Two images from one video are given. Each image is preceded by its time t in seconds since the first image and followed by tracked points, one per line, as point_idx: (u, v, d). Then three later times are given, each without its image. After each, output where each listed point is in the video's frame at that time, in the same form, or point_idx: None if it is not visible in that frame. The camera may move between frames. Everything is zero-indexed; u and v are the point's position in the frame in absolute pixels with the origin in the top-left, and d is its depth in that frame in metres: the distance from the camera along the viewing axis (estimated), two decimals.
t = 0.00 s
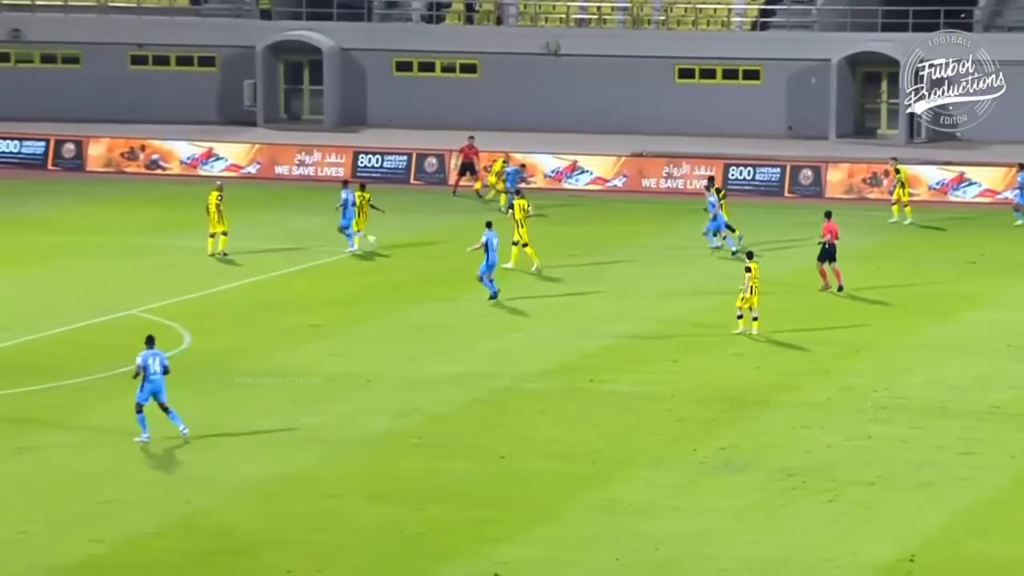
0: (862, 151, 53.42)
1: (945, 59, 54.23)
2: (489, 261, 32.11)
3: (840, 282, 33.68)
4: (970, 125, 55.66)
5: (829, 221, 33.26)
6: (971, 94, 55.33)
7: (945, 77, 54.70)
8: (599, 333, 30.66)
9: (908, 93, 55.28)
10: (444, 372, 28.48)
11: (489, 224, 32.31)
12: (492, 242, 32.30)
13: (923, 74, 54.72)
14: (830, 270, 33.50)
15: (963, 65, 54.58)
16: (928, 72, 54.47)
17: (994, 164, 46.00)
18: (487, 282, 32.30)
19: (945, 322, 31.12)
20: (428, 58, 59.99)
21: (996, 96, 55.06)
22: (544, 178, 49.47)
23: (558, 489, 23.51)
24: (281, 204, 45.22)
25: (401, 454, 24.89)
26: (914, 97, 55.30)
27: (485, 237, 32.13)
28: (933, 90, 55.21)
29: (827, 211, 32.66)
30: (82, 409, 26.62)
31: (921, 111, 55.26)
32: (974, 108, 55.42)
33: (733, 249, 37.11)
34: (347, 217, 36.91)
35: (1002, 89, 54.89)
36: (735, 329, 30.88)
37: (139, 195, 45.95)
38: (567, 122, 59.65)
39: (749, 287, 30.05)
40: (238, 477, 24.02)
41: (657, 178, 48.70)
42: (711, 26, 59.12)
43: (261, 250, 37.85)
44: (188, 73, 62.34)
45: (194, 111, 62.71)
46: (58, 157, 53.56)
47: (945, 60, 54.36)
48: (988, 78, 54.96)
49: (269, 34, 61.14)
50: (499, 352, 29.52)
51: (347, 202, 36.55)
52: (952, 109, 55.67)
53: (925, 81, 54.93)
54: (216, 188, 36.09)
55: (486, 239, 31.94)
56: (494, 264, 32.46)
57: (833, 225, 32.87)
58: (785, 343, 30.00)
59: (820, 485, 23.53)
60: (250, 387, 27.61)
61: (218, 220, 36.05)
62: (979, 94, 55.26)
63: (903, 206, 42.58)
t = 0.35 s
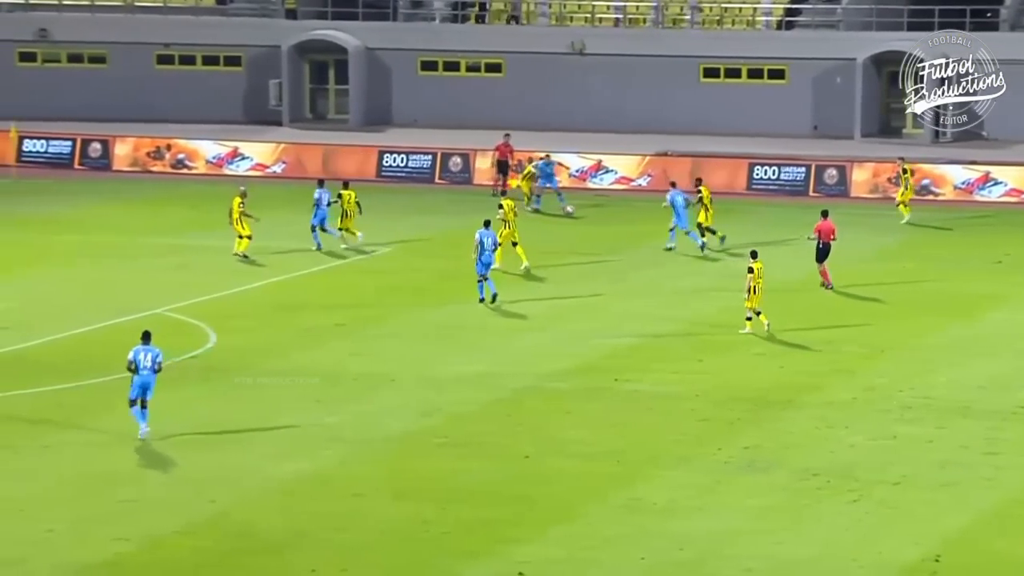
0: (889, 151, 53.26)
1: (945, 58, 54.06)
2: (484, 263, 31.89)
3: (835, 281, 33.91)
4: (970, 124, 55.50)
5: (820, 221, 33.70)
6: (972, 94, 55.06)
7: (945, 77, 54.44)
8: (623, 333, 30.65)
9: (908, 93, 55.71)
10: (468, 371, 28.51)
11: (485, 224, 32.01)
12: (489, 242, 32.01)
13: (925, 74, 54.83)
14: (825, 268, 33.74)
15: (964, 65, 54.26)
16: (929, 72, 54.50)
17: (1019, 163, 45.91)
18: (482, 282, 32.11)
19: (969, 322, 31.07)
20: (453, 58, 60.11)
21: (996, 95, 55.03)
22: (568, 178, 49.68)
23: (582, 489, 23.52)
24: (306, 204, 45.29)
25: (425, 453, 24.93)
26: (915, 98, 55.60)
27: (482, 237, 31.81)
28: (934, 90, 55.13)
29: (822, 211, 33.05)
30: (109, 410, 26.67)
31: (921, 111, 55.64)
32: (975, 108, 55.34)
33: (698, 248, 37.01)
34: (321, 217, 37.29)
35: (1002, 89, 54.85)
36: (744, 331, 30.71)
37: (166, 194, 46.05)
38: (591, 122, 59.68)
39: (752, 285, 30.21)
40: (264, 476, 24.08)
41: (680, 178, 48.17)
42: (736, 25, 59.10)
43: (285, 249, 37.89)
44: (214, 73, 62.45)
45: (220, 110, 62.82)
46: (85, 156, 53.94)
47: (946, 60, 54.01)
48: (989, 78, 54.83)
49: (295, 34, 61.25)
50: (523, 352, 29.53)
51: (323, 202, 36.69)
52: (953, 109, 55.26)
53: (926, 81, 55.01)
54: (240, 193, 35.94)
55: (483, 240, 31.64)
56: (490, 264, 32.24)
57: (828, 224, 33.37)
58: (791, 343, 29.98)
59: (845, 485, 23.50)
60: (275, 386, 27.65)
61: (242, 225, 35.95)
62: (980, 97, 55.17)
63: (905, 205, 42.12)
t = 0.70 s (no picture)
0: (918, 151, 53.22)
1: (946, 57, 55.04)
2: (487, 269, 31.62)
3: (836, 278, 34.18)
4: (969, 125, 55.41)
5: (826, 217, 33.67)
6: (971, 94, 55.31)
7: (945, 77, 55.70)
8: (651, 332, 30.68)
9: (909, 94, 56.74)
10: (497, 370, 28.57)
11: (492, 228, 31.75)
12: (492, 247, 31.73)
13: (923, 73, 56.53)
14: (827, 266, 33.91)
15: (964, 65, 54.46)
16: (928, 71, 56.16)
17: None
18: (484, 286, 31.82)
19: (997, 322, 31.03)
20: (483, 58, 60.29)
21: (995, 96, 55.29)
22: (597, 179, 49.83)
23: (611, 489, 23.55)
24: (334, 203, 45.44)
25: (455, 452, 25.00)
26: (914, 97, 56.79)
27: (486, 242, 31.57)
28: (933, 90, 56.53)
29: (827, 208, 33.09)
30: (140, 410, 26.77)
31: (921, 111, 56.71)
32: (974, 108, 55.37)
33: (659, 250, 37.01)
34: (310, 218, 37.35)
35: (1002, 89, 55.14)
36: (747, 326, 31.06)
37: (196, 194, 46.24)
38: (619, 123, 59.90)
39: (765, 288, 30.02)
40: (294, 475, 24.17)
41: (709, 177, 48.61)
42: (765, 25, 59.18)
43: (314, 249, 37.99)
44: (245, 73, 62.68)
45: (250, 110, 63.05)
46: (116, 156, 54.14)
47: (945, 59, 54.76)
48: (988, 78, 55.04)
49: (326, 34, 61.39)
50: (551, 352, 29.59)
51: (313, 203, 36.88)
52: (953, 109, 55.69)
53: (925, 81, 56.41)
54: (264, 195, 35.79)
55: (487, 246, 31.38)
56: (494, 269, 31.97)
57: (832, 222, 33.37)
58: (793, 338, 30.26)
59: (873, 485, 23.50)
60: (305, 386, 27.74)
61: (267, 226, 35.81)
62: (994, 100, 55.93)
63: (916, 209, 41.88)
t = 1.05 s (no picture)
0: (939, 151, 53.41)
1: (946, 57, 56.02)
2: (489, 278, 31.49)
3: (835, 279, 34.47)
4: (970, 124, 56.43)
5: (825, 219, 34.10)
6: (971, 95, 55.72)
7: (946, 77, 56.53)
8: (673, 332, 30.85)
9: (909, 94, 57.08)
10: (520, 370, 28.77)
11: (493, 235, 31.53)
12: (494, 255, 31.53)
13: (923, 74, 57.10)
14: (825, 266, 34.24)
15: (963, 66, 55.64)
16: (929, 72, 56.86)
17: None
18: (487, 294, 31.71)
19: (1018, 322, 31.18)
20: (507, 60, 60.65)
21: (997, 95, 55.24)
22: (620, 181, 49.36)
23: (634, 488, 23.74)
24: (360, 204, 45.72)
25: (478, 451, 25.20)
26: (915, 98, 57.00)
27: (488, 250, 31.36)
28: (933, 90, 57.15)
29: (827, 210, 33.42)
30: (166, 405, 27.03)
31: (921, 111, 56.84)
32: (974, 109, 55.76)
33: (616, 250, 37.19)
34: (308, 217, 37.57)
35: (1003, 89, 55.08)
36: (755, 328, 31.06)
37: (223, 194, 46.53)
38: (639, 125, 60.10)
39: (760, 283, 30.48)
40: (319, 473, 24.39)
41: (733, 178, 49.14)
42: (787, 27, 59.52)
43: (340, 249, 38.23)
44: (273, 75, 63.09)
45: (277, 111, 63.46)
46: (144, 157, 54.47)
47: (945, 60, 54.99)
48: (989, 78, 55.18)
49: (353, 36, 61.76)
50: (573, 351, 29.79)
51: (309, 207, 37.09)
52: (952, 109, 56.80)
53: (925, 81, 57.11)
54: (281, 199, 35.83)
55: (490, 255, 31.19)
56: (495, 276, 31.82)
57: (832, 222, 33.72)
58: (792, 338, 30.44)
59: (895, 485, 23.66)
60: (329, 385, 27.97)
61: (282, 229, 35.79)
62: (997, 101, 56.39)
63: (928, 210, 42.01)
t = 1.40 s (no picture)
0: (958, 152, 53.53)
1: (946, 58, 56.28)
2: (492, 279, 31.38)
3: (839, 279, 34.59)
4: (970, 124, 56.85)
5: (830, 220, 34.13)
6: (971, 95, 56.60)
7: (947, 77, 56.79)
8: (694, 332, 31.05)
9: (909, 94, 57.40)
10: (541, 369, 29.00)
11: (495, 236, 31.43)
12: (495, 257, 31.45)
13: (924, 74, 56.95)
14: (830, 267, 34.38)
15: (964, 65, 56.32)
16: (929, 72, 56.74)
17: None
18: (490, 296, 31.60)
19: None
20: (528, 62, 60.95)
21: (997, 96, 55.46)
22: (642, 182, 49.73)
23: (656, 486, 23.94)
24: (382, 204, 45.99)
25: (501, 449, 25.43)
26: (914, 98, 57.35)
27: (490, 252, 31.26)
28: (933, 90, 57.25)
29: (832, 212, 33.51)
30: (194, 402, 27.30)
31: (921, 111, 57.16)
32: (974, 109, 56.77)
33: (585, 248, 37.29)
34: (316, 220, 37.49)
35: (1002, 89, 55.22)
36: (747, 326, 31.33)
37: (245, 194, 46.84)
38: (657, 126, 60.33)
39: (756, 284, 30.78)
40: (343, 471, 24.64)
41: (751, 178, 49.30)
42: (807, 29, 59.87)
43: (362, 250, 38.45)
44: (296, 76, 63.42)
45: (301, 113, 63.65)
46: (169, 158, 54.72)
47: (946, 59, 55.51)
48: (989, 78, 55.60)
49: (376, 37, 62.25)
50: (594, 350, 30.02)
51: (315, 208, 36.99)
52: (953, 109, 57.01)
53: (925, 81, 57.12)
54: (295, 206, 35.58)
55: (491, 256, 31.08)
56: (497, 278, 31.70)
57: (838, 225, 33.83)
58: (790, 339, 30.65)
59: (913, 483, 23.86)
60: (354, 383, 28.21)
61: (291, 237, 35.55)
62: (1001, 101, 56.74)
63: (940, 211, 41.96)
